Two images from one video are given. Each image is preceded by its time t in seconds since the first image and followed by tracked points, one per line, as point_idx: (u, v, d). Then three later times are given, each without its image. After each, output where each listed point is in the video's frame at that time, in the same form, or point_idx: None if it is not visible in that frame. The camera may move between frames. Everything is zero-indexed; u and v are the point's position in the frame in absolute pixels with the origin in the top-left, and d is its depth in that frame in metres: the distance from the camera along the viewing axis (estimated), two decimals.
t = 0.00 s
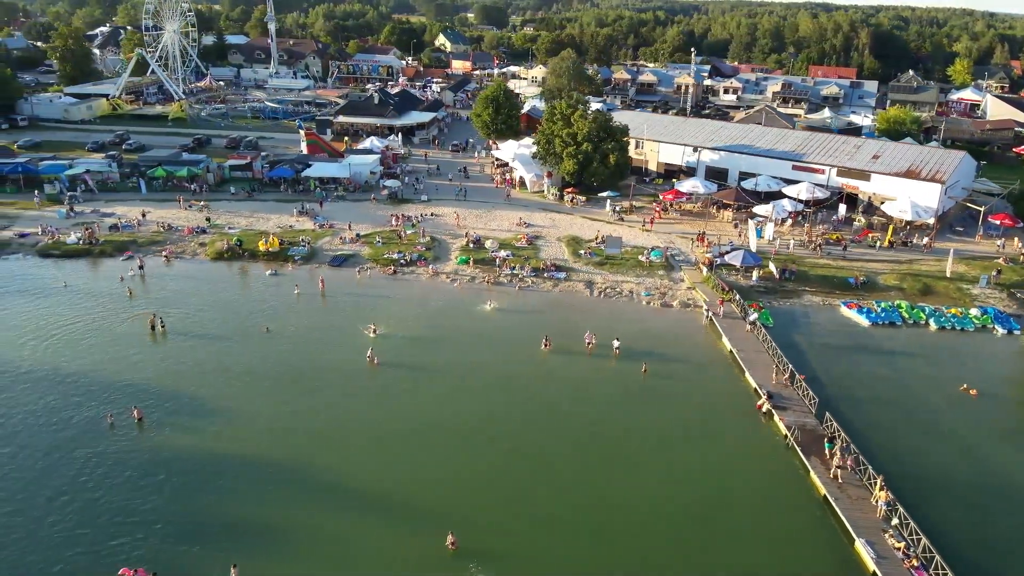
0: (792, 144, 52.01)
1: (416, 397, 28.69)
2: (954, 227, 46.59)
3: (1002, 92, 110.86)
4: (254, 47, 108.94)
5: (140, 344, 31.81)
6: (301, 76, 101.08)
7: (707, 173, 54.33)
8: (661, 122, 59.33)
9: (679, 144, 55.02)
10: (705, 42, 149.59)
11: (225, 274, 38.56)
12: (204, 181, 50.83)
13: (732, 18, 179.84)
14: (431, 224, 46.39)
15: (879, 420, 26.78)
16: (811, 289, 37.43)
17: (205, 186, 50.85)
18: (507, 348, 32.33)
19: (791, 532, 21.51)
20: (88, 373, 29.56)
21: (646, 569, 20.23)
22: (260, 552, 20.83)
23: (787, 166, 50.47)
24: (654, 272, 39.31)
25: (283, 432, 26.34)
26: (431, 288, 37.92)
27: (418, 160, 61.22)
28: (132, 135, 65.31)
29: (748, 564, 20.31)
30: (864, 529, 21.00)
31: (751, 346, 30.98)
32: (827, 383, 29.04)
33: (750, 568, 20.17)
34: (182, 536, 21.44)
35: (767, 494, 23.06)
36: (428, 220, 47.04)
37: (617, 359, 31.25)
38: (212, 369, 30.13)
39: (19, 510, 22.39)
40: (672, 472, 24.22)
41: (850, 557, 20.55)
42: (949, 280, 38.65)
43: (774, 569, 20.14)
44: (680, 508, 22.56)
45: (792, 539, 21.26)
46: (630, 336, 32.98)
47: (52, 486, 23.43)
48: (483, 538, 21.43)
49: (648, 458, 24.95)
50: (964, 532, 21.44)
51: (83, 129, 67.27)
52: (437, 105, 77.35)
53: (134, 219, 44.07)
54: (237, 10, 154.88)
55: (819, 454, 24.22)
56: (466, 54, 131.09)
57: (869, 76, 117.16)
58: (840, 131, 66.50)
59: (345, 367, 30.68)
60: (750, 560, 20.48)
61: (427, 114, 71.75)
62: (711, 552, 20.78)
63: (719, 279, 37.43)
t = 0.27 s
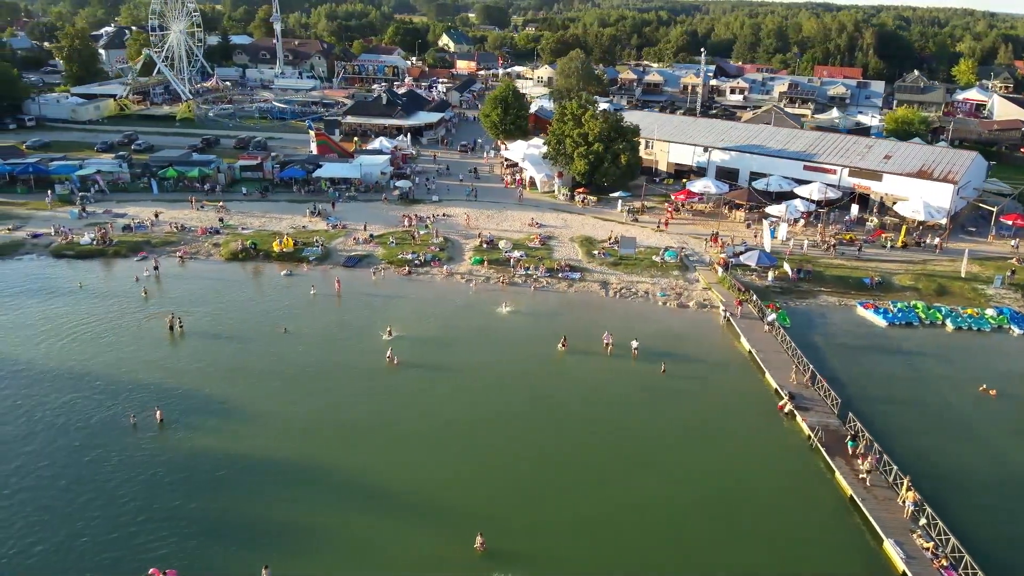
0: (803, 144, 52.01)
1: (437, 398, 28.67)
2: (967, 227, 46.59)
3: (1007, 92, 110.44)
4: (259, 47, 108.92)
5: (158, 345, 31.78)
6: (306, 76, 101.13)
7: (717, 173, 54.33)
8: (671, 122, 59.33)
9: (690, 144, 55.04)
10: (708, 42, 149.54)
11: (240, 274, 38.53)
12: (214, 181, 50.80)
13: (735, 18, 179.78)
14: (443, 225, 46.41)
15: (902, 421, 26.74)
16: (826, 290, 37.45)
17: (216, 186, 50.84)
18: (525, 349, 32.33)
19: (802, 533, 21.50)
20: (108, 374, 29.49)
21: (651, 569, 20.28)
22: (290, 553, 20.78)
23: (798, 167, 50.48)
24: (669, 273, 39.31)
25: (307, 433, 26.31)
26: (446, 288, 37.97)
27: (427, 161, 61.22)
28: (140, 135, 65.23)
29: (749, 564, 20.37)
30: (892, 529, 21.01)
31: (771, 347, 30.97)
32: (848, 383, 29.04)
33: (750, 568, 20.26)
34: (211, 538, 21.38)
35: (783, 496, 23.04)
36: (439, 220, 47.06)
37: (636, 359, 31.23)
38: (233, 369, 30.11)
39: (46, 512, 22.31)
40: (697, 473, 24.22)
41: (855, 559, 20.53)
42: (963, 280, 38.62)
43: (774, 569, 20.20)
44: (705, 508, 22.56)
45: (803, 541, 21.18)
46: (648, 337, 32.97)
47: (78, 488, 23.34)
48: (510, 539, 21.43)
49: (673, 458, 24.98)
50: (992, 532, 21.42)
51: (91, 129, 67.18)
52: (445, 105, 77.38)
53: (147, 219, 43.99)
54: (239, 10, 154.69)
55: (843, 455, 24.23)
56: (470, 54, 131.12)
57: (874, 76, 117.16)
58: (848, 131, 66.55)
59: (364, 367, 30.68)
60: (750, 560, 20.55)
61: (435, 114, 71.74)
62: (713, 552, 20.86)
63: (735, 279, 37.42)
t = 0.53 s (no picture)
0: (807, 144, 52.18)
1: (453, 398, 28.63)
2: (972, 226, 46.84)
3: (1003, 91, 111.26)
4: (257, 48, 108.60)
5: (170, 346, 31.67)
6: (305, 77, 100.91)
7: (722, 173, 54.47)
8: (674, 122, 59.43)
9: (694, 144, 55.16)
10: (705, 42, 149.84)
11: (248, 276, 38.42)
12: (219, 182, 50.63)
13: (731, 17, 180.08)
14: (450, 225, 46.38)
15: (918, 419, 26.85)
16: (835, 289, 37.62)
17: (221, 187, 50.67)
18: (538, 349, 32.33)
19: (807, 533, 21.55)
20: (120, 377, 29.34)
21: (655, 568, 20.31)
22: (315, 554, 20.72)
23: (803, 166, 50.65)
24: (678, 272, 39.34)
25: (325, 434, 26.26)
26: (456, 289, 37.97)
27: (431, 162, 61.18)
28: (141, 136, 64.93)
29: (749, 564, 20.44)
30: (914, 527, 21.11)
31: (784, 347, 31.04)
32: (862, 382, 29.15)
33: (750, 568, 20.28)
34: (234, 540, 21.28)
35: (792, 497, 23.03)
36: (445, 221, 47.03)
37: (650, 359, 31.26)
38: (247, 371, 30.01)
39: (66, 516, 22.18)
40: (716, 474, 24.22)
41: (857, 559, 20.59)
42: (970, 279, 38.77)
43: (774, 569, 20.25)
44: (724, 508, 22.61)
45: (808, 542, 21.22)
46: (661, 336, 33.01)
47: (97, 491, 23.21)
48: (533, 539, 21.42)
49: (693, 457, 25.04)
50: (1013, 529, 21.53)
51: (91, 131, 66.82)
52: (446, 106, 77.34)
53: (153, 221, 43.77)
54: (234, 10, 154.08)
55: (862, 455, 24.35)
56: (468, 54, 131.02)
57: (871, 75, 117.62)
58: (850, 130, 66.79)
59: (377, 368, 30.65)
60: (750, 560, 20.58)
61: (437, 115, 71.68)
62: (714, 552, 20.90)
63: (745, 279, 37.48)
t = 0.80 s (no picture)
0: (801, 142, 52.59)
1: (462, 399, 28.58)
2: (965, 223, 47.46)
3: (988, 89, 112.77)
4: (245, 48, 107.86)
5: (171, 349, 31.36)
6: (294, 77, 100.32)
7: (717, 172, 54.78)
8: (668, 121, 59.66)
9: (689, 143, 55.41)
10: (693, 41, 150.55)
11: (247, 278, 38.13)
12: (213, 184, 50.22)
13: (717, 17, 181.02)
14: (448, 225, 46.30)
15: (923, 415, 27.18)
16: (834, 287, 37.99)
17: (215, 189, 50.28)
18: (544, 349, 32.34)
19: (809, 533, 21.64)
20: (123, 380, 29.04)
21: (658, 568, 20.32)
22: (332, 556, 20.62)
23: (798, 165, 51.07)
24: (678, 271, 39.47)
25: (335, 436, 26.14)
26: (458, 289, 37.91)
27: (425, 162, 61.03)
28: (132, 138, 64.30)
29: (750, 564, 20.48)
30: (926, 522, 21.40)
31: (788, 344, 31.27)
32: (866, 380, 29.46)
33: (750, 568, 20.33)
34: (249, 542, 21.16)
35: (793, 497, 23.11)
36: (443, 221, 46.95)
37: (655, 358, 31.37)
38: (252, 374, 29.80)
39: (77, 521, 21.92)
40: (726, 471, 24.36)
41: (858, 558, 20.69)
42: (967, 275, 39.25)
43: (774, 569, 20.30)
44: (738, 506, 22.78)
45: (811, 541, 21.31)
46: (665, 335, 33.14)
47: (107, 496, 22.96)
48: (550, 538, 21.46)
49: (703, 455, 25.19)
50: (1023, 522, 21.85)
51: (81, 133, 66.07)
52: (438, 106, 77.20)
53: (149, 223, 43.36)
54: (219, 10, 152.96)
55: (871, 451, 24.65)
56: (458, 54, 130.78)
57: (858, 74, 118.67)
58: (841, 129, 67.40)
59: (384, 369, 30.55)
60: (750, 560, 20.62)
61: (429, 115, 71.41)
62: (714, 552, 20.94)
63: (745, 278, 37.68)
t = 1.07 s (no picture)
0: (795, 141, 53.00)
1: (471, 400, 28.50)
2: (958, 221, 48.12)
3: (972, 88, 114.43)
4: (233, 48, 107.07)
5: (172, 352, 31.05)
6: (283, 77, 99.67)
7: (711, 171, 55.09)
8: (662, 120, 59.82)
9: (683, 143, 55.65)
10: (680, 41, 151.31)
11: (246, 280, 37.85)
12: (206, 185, 49.75)
13: (703, 17, 181.97)
14: (446, 226, 46.17)
15: (928, 411, 27.54)
16: (834, 285, 38.39)
17: (209, 190, 49.84)
18: (549, 349, 32.35)
19: (810, 532, 21.79)
20: (126, 384, 28.71)
21: (661, 569, 20.38)
22: (352, 559, 20.53)
23: (792, 164, 51.49)
24: (678, 271, 39.58)
25: (346, 438, 26.02)
26: (460, 290, 37.85)
27: (419, 163, 60.85)
28: (121, 139, 63.64)
29: (751, 564, 20.58)
30: (939, 518, 21.73)
31: (791, 342, 31.50)
32: (869, 378, 29.81)
33: (751, 568, 20.44)
34: (265, 546, 21.02)
35: (792, 497, 23.25)
36: (441, 221, 46.83)
37: (661, 357, 31.47)
38: (258, 377, 29.55)
39: (87, 526, 21.66)
40: (737, 469, 24.55)
41: (857, 558, 20.87)
42: (963, 273, 39.80)
43: (773, 569, 20.42)
44: (753, 504, 22.96)
45: (813, 540, 21.47)
46: (669, 334, 33.26)
47: (117, 502, 22.64)
48: (569, 539, 21.49)
49: (714, 454, 25.37)
50: None
51: (69, 136, 65.30)
52: (429, 106, 76.99)
53: (144, 225, 42.96)
54: (204, 10, 151.63)
55: (880, 448, 24.99)
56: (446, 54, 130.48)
57: (843, 74, 119.88)
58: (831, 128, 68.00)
59: (390, 370, 30.46)
60: (750, 560, 20.74)
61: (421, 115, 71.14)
62: (714, 552, 21.04)
63: (745, 277, 37.92)
